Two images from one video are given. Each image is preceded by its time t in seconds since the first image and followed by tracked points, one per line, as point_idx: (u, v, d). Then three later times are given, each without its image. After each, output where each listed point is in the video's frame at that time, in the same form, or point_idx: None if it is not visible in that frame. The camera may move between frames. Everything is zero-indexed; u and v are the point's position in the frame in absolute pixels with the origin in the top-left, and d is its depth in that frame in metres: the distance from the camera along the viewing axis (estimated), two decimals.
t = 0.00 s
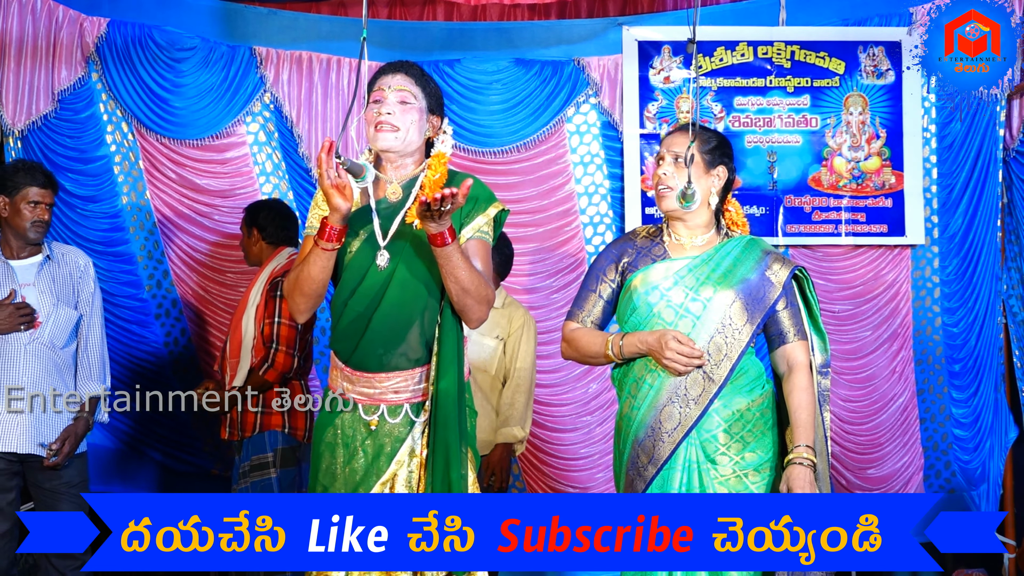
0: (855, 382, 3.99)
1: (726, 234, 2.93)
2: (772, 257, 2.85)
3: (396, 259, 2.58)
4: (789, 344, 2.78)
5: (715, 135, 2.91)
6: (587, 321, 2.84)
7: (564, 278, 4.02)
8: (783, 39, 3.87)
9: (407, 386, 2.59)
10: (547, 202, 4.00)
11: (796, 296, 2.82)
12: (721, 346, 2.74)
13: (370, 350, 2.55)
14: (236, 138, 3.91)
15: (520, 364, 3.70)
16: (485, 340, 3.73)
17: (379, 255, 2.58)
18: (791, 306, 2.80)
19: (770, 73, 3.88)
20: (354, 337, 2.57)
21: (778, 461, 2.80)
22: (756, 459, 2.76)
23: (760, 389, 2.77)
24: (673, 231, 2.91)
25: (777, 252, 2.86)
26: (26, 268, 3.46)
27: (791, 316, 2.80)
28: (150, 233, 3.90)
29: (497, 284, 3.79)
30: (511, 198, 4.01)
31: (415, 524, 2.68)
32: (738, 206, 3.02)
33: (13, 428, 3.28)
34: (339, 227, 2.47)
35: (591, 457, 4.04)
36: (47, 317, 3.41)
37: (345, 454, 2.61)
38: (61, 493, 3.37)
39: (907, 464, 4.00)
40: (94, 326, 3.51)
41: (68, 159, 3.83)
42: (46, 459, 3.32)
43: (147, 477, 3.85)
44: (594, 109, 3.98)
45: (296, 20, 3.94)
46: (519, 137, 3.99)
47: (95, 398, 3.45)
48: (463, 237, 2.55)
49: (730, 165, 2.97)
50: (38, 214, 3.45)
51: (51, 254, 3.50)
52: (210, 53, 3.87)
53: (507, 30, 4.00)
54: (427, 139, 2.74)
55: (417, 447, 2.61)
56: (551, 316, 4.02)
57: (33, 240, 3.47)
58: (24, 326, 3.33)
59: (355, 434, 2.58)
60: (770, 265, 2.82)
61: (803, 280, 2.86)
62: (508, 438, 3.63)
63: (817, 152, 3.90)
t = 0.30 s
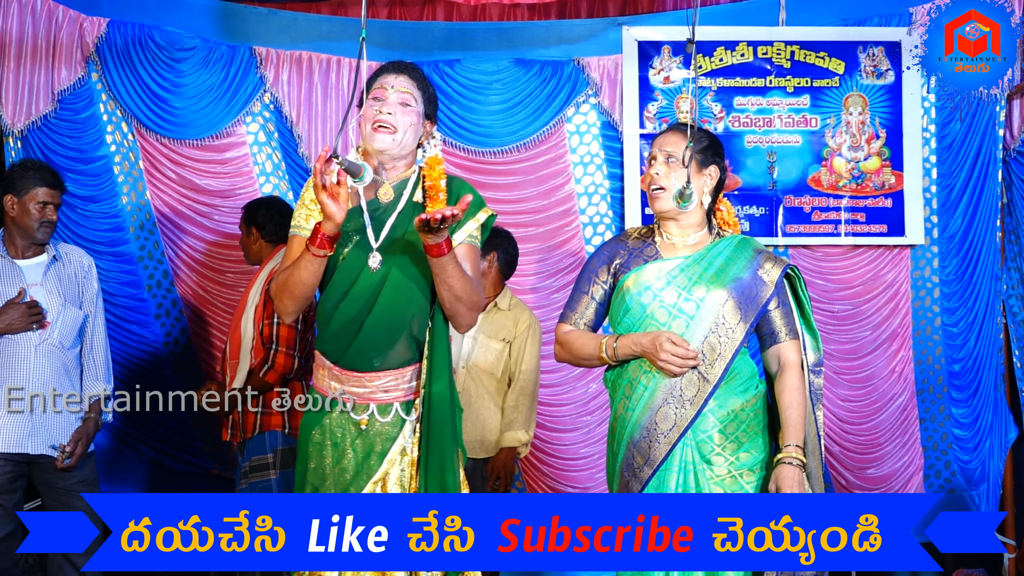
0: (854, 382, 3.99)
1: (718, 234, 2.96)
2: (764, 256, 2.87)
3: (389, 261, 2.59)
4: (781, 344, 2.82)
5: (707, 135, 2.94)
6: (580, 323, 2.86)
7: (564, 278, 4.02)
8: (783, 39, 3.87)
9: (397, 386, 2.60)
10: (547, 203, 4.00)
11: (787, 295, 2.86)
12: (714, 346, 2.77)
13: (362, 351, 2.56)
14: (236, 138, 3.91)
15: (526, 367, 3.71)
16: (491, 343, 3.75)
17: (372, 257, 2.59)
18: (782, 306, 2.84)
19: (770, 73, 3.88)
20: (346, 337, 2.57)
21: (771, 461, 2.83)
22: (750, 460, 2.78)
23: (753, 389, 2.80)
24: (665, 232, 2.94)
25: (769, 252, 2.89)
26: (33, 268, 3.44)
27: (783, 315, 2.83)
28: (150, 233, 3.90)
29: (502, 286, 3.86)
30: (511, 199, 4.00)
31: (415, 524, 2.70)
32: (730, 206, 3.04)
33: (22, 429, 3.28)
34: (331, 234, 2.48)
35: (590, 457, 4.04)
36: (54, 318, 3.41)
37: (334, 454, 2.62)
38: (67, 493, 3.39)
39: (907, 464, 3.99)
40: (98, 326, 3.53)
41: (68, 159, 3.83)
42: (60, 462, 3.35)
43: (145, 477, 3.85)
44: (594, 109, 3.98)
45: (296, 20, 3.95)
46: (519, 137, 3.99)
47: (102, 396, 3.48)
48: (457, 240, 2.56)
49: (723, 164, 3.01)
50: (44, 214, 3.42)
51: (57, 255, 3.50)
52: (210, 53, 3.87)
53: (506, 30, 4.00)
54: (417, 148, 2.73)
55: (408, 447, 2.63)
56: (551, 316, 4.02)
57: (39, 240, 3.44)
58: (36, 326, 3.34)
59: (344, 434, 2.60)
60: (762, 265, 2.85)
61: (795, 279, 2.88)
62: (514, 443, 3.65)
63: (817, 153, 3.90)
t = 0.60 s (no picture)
0: (854, 382, 3.97)
1: (709, 233, 3.26)
2: (755, 256, 3.19)
3: (373, 264, 3.16)
4: (779, 340, 3.13)
5: (703, 138, 3.24)
6: (573, 327, 3.17)
7: (564, 279, 3.98)
8: (783, 39, 3.88)
9: (372, 390, 3.11)
10: (547, 202, 3.98)
11: (782, 294, 3.16)
12: (711, 344, 3.11)
13: (343, 356, 3.12)
14: (236, 138, 3.91)
15: (528, 366, 3.78)
16: (489, 342, 3.77)
17: (359, 259, 3.16)
18: (777, 304, 3.15)
19: (770, 73, 3.88)
20: (329, 339, 3.14)
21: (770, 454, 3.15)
22: (749, 457, 3.12)
23: (749, 387, 3.12)
24: (658, 231, 3.25)
25: (760, 252, 3.21)
26: (51, 268, 3.44)
27: (778, 313, 3.14)
28: (150, 233, 3.89)
29: (499, 287, 3.89)
30: (511, 199, 3.97)
31: (416, 525, 3.17)
32: (719, 207, 3.35)
33: (41, 430, 3.32)
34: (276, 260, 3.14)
35: (590, 458, 4.02)
36: (70, 319, 3.41)
37: (310, 454, 3.10)
38: (77, 494, 3.37)
39: (907, 464, 3.98)
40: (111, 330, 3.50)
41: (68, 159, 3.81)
42: (78, 464, 3.39)
43: (145, 478, 3.84)
44: (594, 109, 3.98)
45: (296, 20, 3.96)
46: (519, 137, 3.98)
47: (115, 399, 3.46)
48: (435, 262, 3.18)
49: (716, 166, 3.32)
50: (64, 214, 3.52)
51: (75, 257, 3.50)
52: (210, 53, 3.88)
53: (506, 30, 4.00)
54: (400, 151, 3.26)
55: (386, 448, 3.11)
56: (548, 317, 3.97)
57: (58, 240, 3.48)
58: (54, 328, 3.36)
59: (322, 432, 3.08)
60: (756, 265, 3.16)
61: (789, 278, 3.17)
62: (532, 444, 3.78)
63: (817, 153, 3.90)
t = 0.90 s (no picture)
0: (853, 382, 3.97)
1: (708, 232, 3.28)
2: (757, 250, 3.19)
3: (365, 274, 3.25)
4: (785, 331, 3.14)
5: (698, 137, 3.29)
6: (576, 329, 3.20)
7: (564, 278, 3.98)
8: (783, 39, 3.88)
9: (363, 394, 3.23)
10: (547, 202, 3.98)
11: (784, 287, 3.18)
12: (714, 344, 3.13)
13: (336, 364, 3.22)
14: (236, 138, 3.91)
15: (516, 360, 3.91)
16: (479, 340, 3.89)
17: (352, 268, 3.23)
18: (779, 296, 3.15)
19: (770, 73, 3.88)
20: (320, 347, 3.22)
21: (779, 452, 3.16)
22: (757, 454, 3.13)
23: (756, 387, 3.11)
24: (659, 232, 3.24)
25: (760, 246, 3.22)
26: (81, 269, 3.66)
27: (781, 305, 3.16)
28: (149, 233, 3.83)
29: (489, 285, 3.93)
30: (512, 199, 3.97)
31: (416, 525, 3.26)
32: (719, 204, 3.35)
33: (69, 429, 3.56)
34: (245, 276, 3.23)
35: (589, 458, 4.01)
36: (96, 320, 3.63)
37: (294, 456, 3.18)
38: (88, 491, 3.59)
39: (906, 464, 3.99)
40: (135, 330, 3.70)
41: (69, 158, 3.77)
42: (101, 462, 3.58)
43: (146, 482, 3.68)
44: (594, 109, 3.97)
45: (296, 20, 3.97)
46: (520, 137, 3.98)
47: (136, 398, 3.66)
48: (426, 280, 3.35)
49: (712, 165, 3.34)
50: (97, 214, 3.73)
51: (104, 260, 3.71)
52: (210, 53, 3.88)
53: (506, 30, 4.00)
54: (387, 154, 3.38)
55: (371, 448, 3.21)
56: (547, 317, 3.97)
57: (88, 240, 3.70)
58: (80, 328, 3.60)
59: (304, 437, 3.17)
60: (756, 259, 3.18)
61: (791, 269, 3.19)
62: (514, 435, 3.88)
63: (817, 153, 3.90)
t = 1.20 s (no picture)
0: (853, 382, 3.98)
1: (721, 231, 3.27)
2: (770, 252, 3.16)
3: (366, 271, 3.18)
4: (799, 333, 3.10)
5: (711, 135, 3.28)
6: (587, 326, 3.17)
7: (564, 277, 3.99)
8: (783, 39, 3.88)
9: (366, 395, 3.18)
10: (547, 202, 3.99)
11: (799, 289, 3.14)
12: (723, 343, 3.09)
13: (340, 363, 3.16)
14: (236, 138, 3.91)
15: (512, 358, 3.91)
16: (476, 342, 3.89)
17: (351, 266, 3.16)
18: (794, 298, 3.12)
19: (770, 73, 3.88)
20: (322, 348, 3.15)
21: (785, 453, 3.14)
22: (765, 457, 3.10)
23: (764, 387, 3.09)
24: (671, 230, 3.26)
25: (774, 248, 3.17)
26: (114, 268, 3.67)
27: (796, 308, 3.12)
28: (150, 232, 3.82)
29: (482, 286, 3.93)
30: (511, 199, 3.97)
31: (416, 525, 3.25)
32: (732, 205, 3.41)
33: (105, 428, 3.55)
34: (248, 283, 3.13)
35: (589, 458, 4.02)
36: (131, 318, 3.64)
37: (298, 459, 3.14)
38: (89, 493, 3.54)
39: (905, 464, 3.99)
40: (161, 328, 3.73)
41: (69, 158, 3.76)
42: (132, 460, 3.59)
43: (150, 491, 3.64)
44: (594, 110, 3.98)
45: (296, 21, 3.97)
46: (520, 136, 3.98)
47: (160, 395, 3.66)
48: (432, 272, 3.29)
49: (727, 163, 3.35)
50: (135, 214, 3.76)
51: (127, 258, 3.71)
52: (211, 53, 3.88)
53: (506, 30, 4.01)
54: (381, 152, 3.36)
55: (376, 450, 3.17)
56: (548, 316, 3.98)
57: (125, 237, 3.73)
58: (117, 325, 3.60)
59: (310, 438, 3.12)
60: (769, 261, 3.13)
61: (804, 273, 3.16)
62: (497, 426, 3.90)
63: (817, 153, 3.90)
